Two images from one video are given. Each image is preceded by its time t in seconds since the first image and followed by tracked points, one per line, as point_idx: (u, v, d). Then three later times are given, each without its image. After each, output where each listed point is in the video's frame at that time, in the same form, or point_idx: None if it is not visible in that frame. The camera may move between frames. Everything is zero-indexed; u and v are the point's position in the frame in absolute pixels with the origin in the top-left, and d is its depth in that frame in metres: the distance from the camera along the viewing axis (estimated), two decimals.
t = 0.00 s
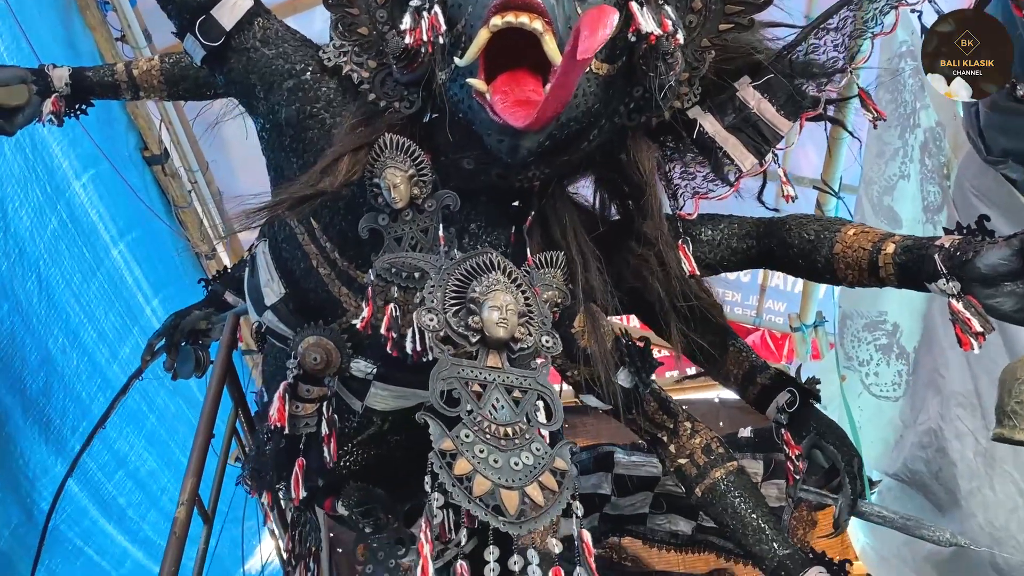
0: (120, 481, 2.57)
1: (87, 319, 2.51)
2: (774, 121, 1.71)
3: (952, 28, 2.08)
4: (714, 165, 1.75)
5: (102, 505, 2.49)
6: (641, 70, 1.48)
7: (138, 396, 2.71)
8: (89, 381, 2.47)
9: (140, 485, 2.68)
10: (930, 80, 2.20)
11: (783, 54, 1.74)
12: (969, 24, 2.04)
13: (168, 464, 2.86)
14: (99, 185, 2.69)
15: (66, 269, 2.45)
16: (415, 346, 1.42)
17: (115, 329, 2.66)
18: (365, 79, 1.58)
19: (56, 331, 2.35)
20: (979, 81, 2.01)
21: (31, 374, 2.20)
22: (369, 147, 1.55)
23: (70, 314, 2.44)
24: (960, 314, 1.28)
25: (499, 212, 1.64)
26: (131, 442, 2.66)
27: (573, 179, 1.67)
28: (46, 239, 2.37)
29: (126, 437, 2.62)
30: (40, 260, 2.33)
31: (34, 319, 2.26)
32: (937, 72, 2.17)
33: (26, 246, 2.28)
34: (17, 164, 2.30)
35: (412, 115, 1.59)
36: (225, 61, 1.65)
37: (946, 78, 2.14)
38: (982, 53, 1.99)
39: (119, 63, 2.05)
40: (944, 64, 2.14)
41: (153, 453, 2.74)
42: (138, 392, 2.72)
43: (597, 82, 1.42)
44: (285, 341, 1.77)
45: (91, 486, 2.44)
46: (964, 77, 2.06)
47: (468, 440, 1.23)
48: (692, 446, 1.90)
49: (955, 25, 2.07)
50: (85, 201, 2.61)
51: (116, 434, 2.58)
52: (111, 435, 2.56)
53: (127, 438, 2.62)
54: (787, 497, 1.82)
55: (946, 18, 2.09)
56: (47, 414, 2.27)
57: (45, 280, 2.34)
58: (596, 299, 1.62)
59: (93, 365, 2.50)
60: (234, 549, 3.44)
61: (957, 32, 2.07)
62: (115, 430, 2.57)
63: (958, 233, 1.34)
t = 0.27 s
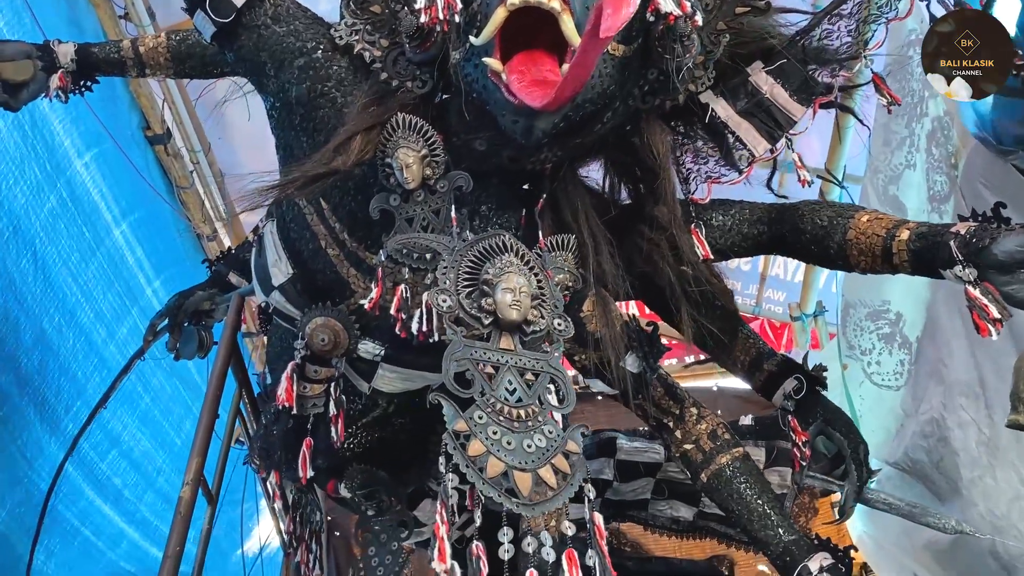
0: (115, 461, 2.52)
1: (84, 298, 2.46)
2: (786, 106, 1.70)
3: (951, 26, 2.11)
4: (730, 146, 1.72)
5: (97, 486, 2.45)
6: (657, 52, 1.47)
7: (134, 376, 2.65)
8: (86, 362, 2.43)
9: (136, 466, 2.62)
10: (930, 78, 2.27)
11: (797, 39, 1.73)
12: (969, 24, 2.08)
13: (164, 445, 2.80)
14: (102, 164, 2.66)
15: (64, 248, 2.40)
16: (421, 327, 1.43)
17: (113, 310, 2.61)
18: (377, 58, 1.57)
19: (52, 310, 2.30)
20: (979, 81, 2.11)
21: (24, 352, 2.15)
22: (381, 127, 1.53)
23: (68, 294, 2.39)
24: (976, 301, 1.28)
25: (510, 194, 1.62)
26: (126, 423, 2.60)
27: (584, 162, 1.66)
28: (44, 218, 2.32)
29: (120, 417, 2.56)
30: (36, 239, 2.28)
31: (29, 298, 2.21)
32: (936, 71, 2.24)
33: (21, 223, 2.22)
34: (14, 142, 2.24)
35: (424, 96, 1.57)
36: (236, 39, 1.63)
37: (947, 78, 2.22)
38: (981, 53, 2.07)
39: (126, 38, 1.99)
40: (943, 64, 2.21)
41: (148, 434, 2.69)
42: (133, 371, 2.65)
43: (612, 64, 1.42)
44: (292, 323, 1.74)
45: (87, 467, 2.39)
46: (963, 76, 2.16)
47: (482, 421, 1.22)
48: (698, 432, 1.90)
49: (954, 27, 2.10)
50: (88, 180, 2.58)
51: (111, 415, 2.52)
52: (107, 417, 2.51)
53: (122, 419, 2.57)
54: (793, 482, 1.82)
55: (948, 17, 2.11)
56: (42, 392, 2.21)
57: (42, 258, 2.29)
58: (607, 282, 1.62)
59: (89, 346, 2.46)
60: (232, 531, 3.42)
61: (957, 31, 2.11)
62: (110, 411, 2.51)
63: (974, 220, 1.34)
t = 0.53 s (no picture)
0: (117, 442, 2.51)
1: (88, 278, 2.45)
2: (799, 91, 1.70)
3: (951, 27, 2.14)
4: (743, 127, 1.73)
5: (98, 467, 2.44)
6: (672, 33, 1.45)
7: (138, 357, 2.63)
8: (89, 342, 2.41)
9: (137, 447, 2.61)
10: (929, 78, 2.30)
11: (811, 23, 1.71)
12: (968, 24, 2.11)
13: (166, 426, 2.78)
14: (105, 143, 2.64)
15: (68, 227, 2.39)
16: (438, 307, 1.40)
17: (117, 290, 2.60)
18: (388, 35, 1.55)
19: (56, 289, 2.29)
20: (979, 81, 2.14)
21: (25, 331, 2.12)
22: (392, 105, 1.51)
23: (71, 274, 2.38)
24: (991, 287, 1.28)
25: (519, 175, 1.61)
26: (129, 404, 2.58)
27: (595, 144, 1.65)
28: (47, 197, 2.31)
29: (124, 399, 2.55)
30: (39, 217, 2.26)
31: (33, 277, 2.19)
32: (935, 70, 2.27)
33: (23, 201, 2.19)
34: (16, 118, 2.20)
35: (435, 74, 1.56)
36: (245, 15, 1.62)
37: (944, 77, 2.25)
38: (982, 53, 2.10)
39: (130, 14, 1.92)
40: (942, 64, 2.24)
41: (149, 416, 2.68)
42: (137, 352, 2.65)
43: (628, 44, 1.40)
44: (298, 302, 1.75)
45: (88, 448, 2.37)
46: (962, 78, 2.19)
47: (494, 402, 1.22)
48: (702, 418, 1.89)
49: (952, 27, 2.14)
50: (91, 159, 2.56)
51: (114, 395, 2.50)
52: (109, 398, 2.49)
53: (124, 400, 2.55)
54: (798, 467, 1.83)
55: (947, 17, 2.14)
56: (42, 371, 2.19)
57: (46, 237, 2.28)
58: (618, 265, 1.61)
59: (93, 326, 2.45)
60: (229, 513, 3.41)
61: (955, 31, 2.14)
62: (113, 392, 2.50)
63: (989, 206, 1.34)
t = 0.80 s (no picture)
0: (116, 421, 2.49)
1: (92, 256, 2.44)
2: (810, 75, 1.70)
3: (952, 27, 2.31)
4: (754, 108, 1.72)
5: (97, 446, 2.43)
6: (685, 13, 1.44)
7: (139, 336, 2.62)
8: (92, 321, 2.40)
9: (136, 427, 2.60)
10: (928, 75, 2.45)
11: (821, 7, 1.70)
12: (968, 24, 2.29)
13: (165, 407, 2.77)
14: (110, 120, 2.62)
15: (73, 204, 2.38)
16: (439, 288, 1.40)
17: (121, 270, 2.59)
18: (397, 12, 1.54)
19: (60, 266, 2.27)
20: (979, 80, 2.33)
21: (29, 308, 2.12)
22: (401, 82, 1.50)
23: (76, 251, 2.37)
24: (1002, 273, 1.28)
25: (528, 155, 1.61)
26: (128, 383, 2.57)
27: (604, 125, 1.64)
28: (52, 172, 2.29)
29: (123, 378, 2.54)
30: (44, 193, 2.25)
31: (37, 254, 2.18)
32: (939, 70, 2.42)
33: (26, 178, 2.18)
34: (19, 94, 2.16)
35: (444, 52, 1.55)
36: None
37: (946, 76, 2.42)
38: (981, 52, 2.29)
39: None
40: (944, 64, 2.39)
41: (149, 396, 2.67)
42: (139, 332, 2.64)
43: (641, 24, 1.39)
44: (301, 282, 1.70)
45: (88, 427, 2.36)
46: (962, 76, 2.37)
47: (503, 381, 1.21)
48: (705, 401, 1.88)
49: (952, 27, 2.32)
50: (98, 136, 2.55)
51: (114, 374, 2.50)
52: (109, 377, 2.48)
53: (123, 379, 2.54)
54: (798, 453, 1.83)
55: (948, 17, 2.30)
56: (46, 349, 2.19)
57: (50, 213, 2.26)
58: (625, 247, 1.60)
59: (97, 305, 2.43)
60: (225, 495, 3.40)
61: (956, 31, 2.31)
62: (113, 370, 2.49)
63: (1001, 192, 1.33)
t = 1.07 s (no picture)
0: (112, 401, 2.48)
1: (93, 235, 2.42)
2: (816, 60, 1.69)
3: (951, 27, 2.31)
4: (761, 93, 1.72)
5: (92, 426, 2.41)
6: None
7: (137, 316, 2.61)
8: (92, 301, 2.38)
9: (132, 407, 2.58)
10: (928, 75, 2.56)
11: None
12: (968, 25, 2.33)
13: (161, 388, 2.75)
14: (110, 97, 2.60)
15: (74, 182, 2.36)
16: (449, 265, 1.39)
17: (122, 249, 2.57)
18: None
19: (59, 244, 2.26)
20: (979, 79, 2.48)
21: (28, 287, 2.11)
22: (408, 59, 1.49)
23: (76, 229, 2.35)
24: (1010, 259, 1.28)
25: (532, 137, 1.59)
26: (125, 363, 2.56)
27: (610, 107, 1.63)
28: (53, 149, 2.27)
29: (120, 357, 2.53)
30: (45, 170, 2.23)
31: (37, 231, 2.17)
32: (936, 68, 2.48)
33: (29, 154, 2.17)
34: (22, 69, 2.16)
35: (451, 30, 1.54)
36: None
37: (943, 73, 2.50)
38: (981, 53, 2.42)
39: None
40: (942, 63, 2.44)
41: (146, 376, 2.65)
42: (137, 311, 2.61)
43: (651, 4, 1.38)
44: (302, 262, 1.69)
45: (83, 406, 2.35)
46: (959, 75, 2.49)
47: (509, 360, 1.21)
48: (705, 387, 1.86)
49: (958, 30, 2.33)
50: (99, 113, 2.53)
51: (112, 353, 2.49)
52: (107, 357, 2.47)
53: (121, 358, 2.52)
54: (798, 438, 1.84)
55: (948, 17, 2.28)
56: (44, 328, 2.17)
57: (51, 189, 2.25)
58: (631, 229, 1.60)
59: (97, 284, 2.41)
60: (220, 476, 3.39)
61: (958, 31, 2.33)
62: (110, 349, 2.48)
63: (1009, 177, 1.33)
